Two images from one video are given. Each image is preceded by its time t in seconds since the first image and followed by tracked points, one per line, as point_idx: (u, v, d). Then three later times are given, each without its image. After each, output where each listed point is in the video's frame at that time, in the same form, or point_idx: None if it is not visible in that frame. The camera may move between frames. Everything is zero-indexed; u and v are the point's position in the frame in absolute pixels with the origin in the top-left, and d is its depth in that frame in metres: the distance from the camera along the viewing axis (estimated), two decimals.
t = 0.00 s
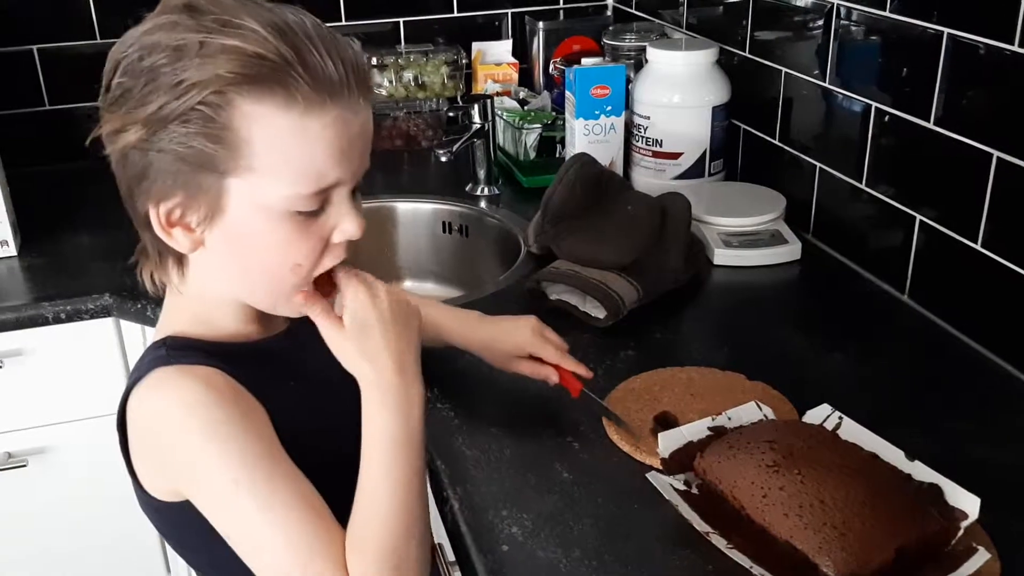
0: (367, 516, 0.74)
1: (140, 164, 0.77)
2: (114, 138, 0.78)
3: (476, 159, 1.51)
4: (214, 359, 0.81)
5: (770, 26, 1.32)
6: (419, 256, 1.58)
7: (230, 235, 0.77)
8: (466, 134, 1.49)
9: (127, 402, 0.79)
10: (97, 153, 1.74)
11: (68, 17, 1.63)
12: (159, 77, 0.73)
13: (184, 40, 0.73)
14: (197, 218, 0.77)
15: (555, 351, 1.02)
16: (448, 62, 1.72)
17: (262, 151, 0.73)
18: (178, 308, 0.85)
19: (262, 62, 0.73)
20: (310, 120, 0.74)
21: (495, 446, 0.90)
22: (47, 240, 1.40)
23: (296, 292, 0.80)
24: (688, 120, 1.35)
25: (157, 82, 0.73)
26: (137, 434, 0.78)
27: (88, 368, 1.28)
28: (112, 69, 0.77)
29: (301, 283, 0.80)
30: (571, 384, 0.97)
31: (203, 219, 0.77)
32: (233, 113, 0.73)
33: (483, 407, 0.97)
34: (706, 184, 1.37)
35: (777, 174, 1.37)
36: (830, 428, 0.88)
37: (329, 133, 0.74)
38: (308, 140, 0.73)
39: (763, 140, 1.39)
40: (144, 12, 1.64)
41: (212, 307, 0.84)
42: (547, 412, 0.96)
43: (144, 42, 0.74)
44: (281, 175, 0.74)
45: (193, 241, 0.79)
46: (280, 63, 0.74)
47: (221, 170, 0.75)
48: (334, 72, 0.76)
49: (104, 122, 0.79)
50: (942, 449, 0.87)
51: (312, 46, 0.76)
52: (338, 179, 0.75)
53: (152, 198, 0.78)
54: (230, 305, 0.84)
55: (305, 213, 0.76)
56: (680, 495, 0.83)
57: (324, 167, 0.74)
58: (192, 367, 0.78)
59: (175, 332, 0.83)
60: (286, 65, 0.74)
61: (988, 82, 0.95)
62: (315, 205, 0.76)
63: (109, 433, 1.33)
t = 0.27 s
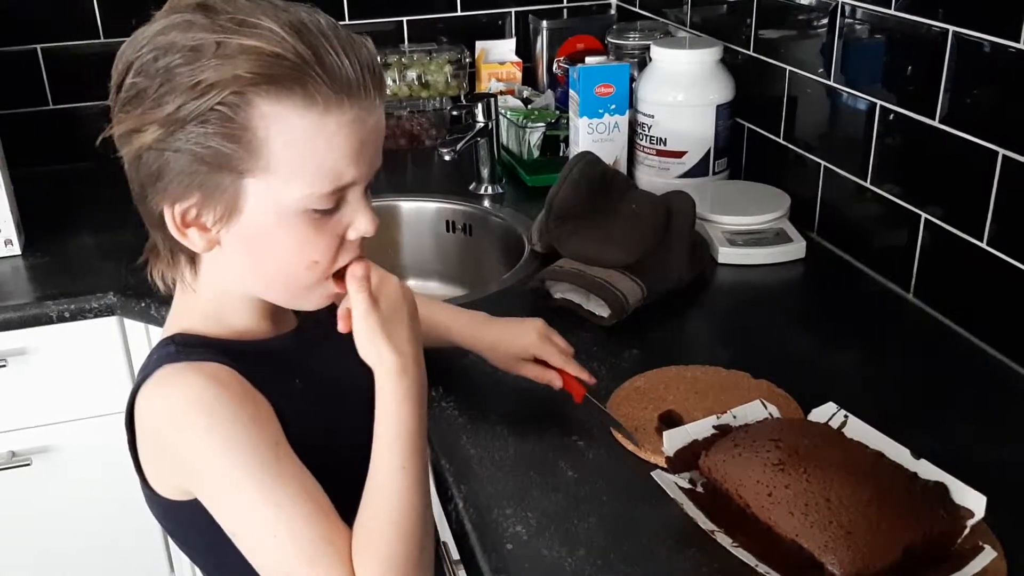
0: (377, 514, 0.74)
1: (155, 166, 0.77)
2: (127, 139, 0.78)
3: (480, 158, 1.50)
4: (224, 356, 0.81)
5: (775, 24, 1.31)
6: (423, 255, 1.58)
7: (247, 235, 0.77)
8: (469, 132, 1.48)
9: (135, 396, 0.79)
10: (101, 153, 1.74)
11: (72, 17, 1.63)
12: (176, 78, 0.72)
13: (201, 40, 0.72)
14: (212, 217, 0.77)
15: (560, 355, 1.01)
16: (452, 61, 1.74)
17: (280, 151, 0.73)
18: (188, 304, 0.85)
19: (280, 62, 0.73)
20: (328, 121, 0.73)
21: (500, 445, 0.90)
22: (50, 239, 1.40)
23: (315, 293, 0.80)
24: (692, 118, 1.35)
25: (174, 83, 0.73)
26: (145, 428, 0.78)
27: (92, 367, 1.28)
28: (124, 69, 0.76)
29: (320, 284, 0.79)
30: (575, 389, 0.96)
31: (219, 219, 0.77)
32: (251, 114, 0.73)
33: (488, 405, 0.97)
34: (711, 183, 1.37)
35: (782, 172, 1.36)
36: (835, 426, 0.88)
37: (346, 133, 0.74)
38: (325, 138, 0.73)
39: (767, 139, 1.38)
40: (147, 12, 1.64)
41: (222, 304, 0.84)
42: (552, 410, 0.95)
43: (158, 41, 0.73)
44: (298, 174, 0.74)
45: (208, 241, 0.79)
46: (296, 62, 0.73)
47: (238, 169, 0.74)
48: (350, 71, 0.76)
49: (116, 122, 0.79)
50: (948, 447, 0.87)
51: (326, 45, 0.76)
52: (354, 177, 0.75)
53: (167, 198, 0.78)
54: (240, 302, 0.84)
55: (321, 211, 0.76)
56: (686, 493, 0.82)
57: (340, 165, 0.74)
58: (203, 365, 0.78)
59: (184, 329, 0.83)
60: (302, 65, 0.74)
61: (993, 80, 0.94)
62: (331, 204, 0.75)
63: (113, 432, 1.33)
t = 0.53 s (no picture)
0: (378, 518, 0.75)
1: (154, 167, 0.77)
2: (127, 139, 0.78)
3: (481, 158, 1.50)
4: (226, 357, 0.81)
5: (776, 24, 1.31)
6: (424, 255, 1.58)
7: (248, 236, 0.77)
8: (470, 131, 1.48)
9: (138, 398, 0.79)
10: (102, 152, 1.74)
11: (74, 17, 1.63)
12: (173, 77, 0.73)
13: (198, 40, 0.72)
14: (213, 218, 0.77)
15: (562, 358, 1.01)
16: (453, 60, 1.74)
17: (278, 150, 0.73)
18: (192, 306, 0.85)
19: (278, 60, 0.73)
20: (326, 119, 0.74)
21: (501, 444, 0.90)
22: (52, 239, 1.41)
23: (315, 292, 0.80)
24: (693, 118, 1.35)
25: (171, 82, 0.73)
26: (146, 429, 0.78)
27: (93, 366, 1.28)
28: (123, 70, 0.77)
29: (320, 283, 0.79)
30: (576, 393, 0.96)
31: (219, 219, 0.77)
32: (249, 113, 0.73)
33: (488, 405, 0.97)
34: (712, 183, 1.37)
35: (783, 172, 1.36)
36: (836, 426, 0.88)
37: (344, 130, 0.74)
38: (323, 137, 0.73)
39: (769, 138, 1.38)
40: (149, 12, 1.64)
41: (225, 305, 0.84)
42: (552, 410, 0.95)
43: (156, 42, 0.74)
44: (298, 173, 0.74)
45: (208, 242, 0.79)
46: (294, 61, 0.74)
47: (236, 169, 0.74)
48: (347, 68, 0.76)
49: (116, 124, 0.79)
50: (949, 446, 0.87)
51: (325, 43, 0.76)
52: (354, 176, 0.75)
53: (167, 200, 0.78)
54: (243, 303, 0.84)
55: (320, 211, 0.75)
56: (686, 492, 0.82)
57: (338, 164, 0.74)
58: (203, 367, 0.78)
59: (187, 332, 0.83)
60: (300, 62, 0.74)
61: (994, 79, 0.94)
62: (330, 203, 0.75)
63: (114, 432, 1.33)
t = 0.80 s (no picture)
0: (379, 520, 0.74)
1: (153, 168, 0.77)
2: (124, 141, 0.78)
3: (481, 157, 1.50)
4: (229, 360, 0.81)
5: (776, 23, 1.31)
6: (424, 254, 1.58)
7: (248, 234, 0.77)
8: (471, 131, 1.48)
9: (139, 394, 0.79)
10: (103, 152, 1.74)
11: (74, 16, 1.63)
12: (169, 78, 0.73)
13: (192, 40, 0.72)
14: (213, 218, 0.77)
15: (563, 355, 1.00)
16: (454, 60, 1.74)
17: (277, 147, 0.73)
18: (192, 306, 0.85)
19: (274, 57, 0.73)
20: (323, 114, 0.73)
21: (501, 443, 0.90)
22: (53, 239, 1.41)
23: (318, 288, 0.79)
24: (694, 117, 1.35)
25: (168, 83, 0.73)
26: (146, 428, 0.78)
27: (94, 365, 1.28)
28: (118, 73, 0.77)
29: (322, 278, 0.79)
30: (574, 391, 0.96)
31: (219, 219, 0.77)
32: (247, 111, 0.73)
33: (488, 404, 0.97)
34: (712, 182, 1.37)
35: (783, 171, 1.36)
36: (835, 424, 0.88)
37: (342, 125, 0.74)
38: (322, 131, 0.73)
39: (769, 137, 1.38)
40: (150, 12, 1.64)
41: (224, 305, 0.84)
42: (552, 409, 0.95)
43: (150, 43, 0.74)
44: (296, 169, 0.74)
45: (208, 242, 0.79)
46: (289, 57, 0.74)
47: (236, 168, 0.75)
48: (343, 63, 0.76)
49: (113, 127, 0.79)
50: (948, 445, 0.87)
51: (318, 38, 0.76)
52: (352, 170, 0.75)
53: (166, 201, 0.78)
54: (245, 302, 0.84)
55: (320, 207, 0.75)
56: (685, 491, 0.82)
57: (338, 158, 0.74)
58: (204, 371, 0.78)
59: (186, 332, 0.83)
60: (294, 58, 0.74)
61: (995, 78, 0.94)
62: (329, 198, 0.75)
63: (115, 431, 1.33)
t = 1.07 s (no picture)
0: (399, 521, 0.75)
1: (165, 173, 0.73)
2: (131, 147, 0.74)
3: (483, 157, 1.50)
4: (222, 363, 0.79)
5: (778, 22, 1.31)
6: (425, 253, 1.58)
7: (267, 234, 0.75)
8: (472, 130, 1.48)
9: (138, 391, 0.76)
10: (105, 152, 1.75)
11: (76, 16, 1.63)
12: (188, 80, 0.69)
13: (211, 41, 0.69)
14: (232, 221, 0.75)
15: (581, 324, 1.03)
16: (455, 59, 1.74)
17: (303, 147, 0.72)
18: (193, 309, 0.83)
19: (299, 57, 0.71)
20: (347, 111, 0.73)
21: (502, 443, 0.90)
22: (54, 238, 1.41)
23: (330, 283, 0.79)
24: (696, 116, 1.35)
25: (185, 87, 0.69)
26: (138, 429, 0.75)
27: (96, 364, 1.28)
28: (121, 76, 0.72)
29: (336, 273, 0.79)
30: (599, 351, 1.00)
31: (238, 223, 0.75)
32: (274, 113, 0.71)
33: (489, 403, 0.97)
34: (714, 181, 1.37)
35: (785, 170, 1.36)
36: (837, 423, 0.88)
37: (362, 119, 0.74)
38: (346, 129, 0.73)
39: (770, 136, 1.38)
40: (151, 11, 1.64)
41: (227, 303, 0.82)
42: (553, 408, 0.95)
43: (162, 44, 0.70)
44: (322, 167, 0.73)
45: (224, 244, 0.76)
46: (313, 57, 0.72)
47: (261, 169, 0.72)
48: (359, 59, 0.75)
49: (115, 132, 0.75)
50: (951, 444, 0.87)
51: (334, 35, 0.74)
52: (366, 163, 0.75)
53: (179, 204, 0.74)
54: (247, 301, 0.83)
55: (337, 203, 0.75)
56: (687, 490, 0.82)
57: (359, 154, 0.74)
58: (201, 381, 0.75)
59: (185, 339, 0.81)
60: (318, 57, 0.72)
61: (998, 76, 0.94)
62: (346, 193, 0.75)
63: (116, 431, 1.33)
